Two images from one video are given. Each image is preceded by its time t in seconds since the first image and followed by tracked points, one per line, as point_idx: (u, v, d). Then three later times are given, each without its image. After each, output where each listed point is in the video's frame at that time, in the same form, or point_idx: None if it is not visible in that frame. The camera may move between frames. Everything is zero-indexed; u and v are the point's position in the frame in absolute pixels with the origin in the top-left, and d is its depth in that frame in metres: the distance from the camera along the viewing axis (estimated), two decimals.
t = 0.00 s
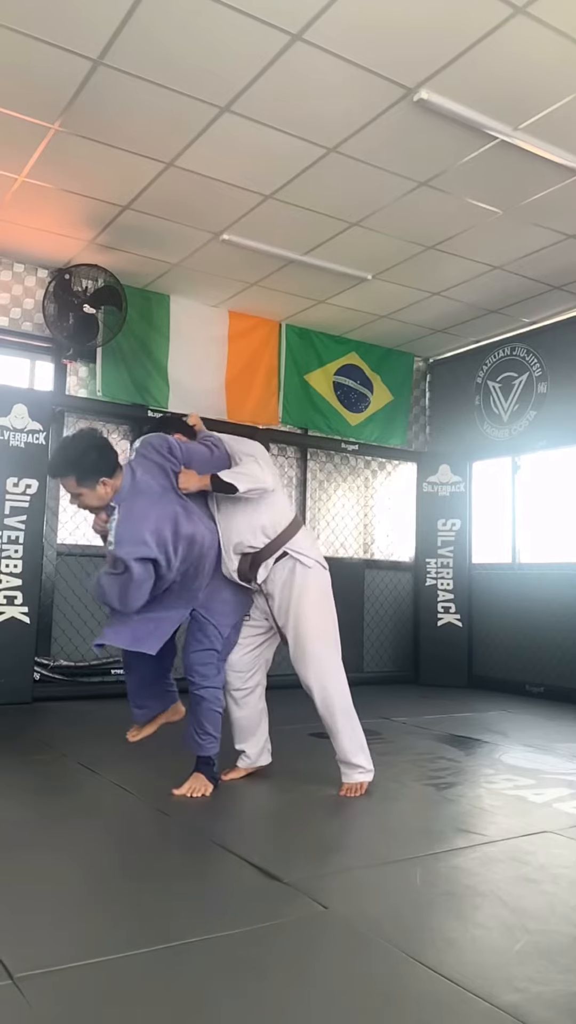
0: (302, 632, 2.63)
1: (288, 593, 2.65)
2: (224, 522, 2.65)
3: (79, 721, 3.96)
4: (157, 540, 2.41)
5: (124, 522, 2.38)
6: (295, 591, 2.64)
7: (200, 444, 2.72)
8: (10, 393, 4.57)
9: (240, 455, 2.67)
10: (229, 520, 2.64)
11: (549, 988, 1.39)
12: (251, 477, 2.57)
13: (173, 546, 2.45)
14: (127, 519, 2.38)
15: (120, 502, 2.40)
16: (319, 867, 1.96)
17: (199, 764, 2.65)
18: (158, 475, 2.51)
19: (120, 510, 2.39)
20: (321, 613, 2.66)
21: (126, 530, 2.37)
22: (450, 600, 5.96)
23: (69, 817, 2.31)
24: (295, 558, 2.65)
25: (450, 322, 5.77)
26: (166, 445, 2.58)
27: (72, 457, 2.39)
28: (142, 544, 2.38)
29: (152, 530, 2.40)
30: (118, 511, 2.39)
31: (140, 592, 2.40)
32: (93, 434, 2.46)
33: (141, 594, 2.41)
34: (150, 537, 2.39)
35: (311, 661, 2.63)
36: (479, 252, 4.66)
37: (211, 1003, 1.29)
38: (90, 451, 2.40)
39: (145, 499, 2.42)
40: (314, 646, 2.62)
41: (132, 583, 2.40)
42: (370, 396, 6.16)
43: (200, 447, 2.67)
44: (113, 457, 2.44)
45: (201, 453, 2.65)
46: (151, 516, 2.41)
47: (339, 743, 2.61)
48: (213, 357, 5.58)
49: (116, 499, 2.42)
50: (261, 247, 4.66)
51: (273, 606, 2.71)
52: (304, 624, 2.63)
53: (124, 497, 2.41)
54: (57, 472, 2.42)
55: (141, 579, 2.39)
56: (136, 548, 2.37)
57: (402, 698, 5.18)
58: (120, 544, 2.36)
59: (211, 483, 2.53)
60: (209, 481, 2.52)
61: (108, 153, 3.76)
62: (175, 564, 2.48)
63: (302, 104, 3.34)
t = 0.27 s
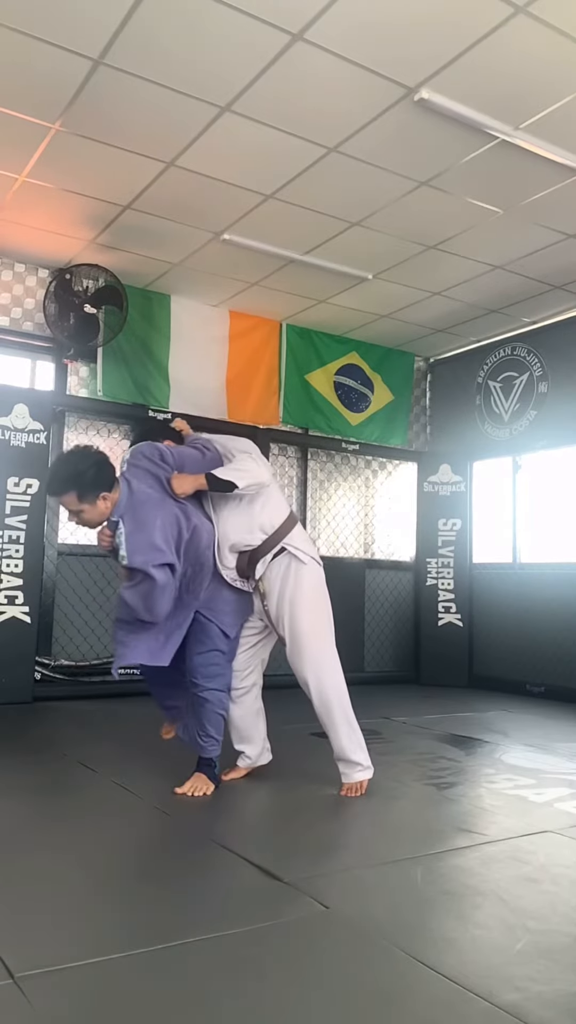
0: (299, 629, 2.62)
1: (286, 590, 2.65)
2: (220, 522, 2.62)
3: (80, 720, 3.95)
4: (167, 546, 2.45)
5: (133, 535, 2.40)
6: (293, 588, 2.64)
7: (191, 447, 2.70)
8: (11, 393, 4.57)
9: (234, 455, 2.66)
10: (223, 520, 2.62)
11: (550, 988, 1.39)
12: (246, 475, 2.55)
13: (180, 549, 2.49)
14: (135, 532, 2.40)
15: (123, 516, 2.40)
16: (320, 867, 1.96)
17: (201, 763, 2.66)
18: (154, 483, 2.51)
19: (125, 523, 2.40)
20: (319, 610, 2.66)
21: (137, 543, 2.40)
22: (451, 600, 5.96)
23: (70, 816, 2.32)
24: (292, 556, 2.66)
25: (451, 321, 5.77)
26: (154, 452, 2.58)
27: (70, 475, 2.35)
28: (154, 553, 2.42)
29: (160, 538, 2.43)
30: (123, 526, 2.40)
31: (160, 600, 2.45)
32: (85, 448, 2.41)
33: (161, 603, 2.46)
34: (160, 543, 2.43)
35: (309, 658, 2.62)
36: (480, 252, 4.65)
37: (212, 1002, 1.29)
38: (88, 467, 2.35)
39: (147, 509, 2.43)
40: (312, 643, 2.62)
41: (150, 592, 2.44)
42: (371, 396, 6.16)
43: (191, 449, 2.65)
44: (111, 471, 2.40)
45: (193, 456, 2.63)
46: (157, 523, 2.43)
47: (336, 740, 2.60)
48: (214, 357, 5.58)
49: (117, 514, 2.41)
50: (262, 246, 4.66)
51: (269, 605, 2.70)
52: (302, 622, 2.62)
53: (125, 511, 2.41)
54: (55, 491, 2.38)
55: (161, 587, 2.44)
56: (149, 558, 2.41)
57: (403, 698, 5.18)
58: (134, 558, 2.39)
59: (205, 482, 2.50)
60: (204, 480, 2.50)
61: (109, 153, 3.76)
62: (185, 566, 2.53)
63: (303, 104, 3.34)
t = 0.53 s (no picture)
0: (300, 623, 2.62)
1: (286, 584, 2.64)
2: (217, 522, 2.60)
3: (81, 720, 3.95)
4: (173, 548, 2.43)
5: (138, 545, 2.38)
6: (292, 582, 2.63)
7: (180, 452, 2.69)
8: (11, 392, 4.58)
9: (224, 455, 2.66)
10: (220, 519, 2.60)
11: (550, 988, 1.39)
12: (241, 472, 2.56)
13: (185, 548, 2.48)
14: (140, 542, 2.39)
15: (125, 530, 2.39)
16: (321, 867, 1.96)
17: (201, 764, 2.65)
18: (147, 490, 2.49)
19: (128, 536, 2.39)
20: (318, 606, 2.65)
21: (144, 552, 2.39)
22: (451, 600, 5.96)
23: (70, 816, 2.32)
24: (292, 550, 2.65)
25: (452, 321, 5.77)
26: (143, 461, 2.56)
27: (66, 492, 2.33)
28: (164, 557, 2.40)
29: (165, 542, 2.41)
30: (126, 540, 2.39)
31: (180, 601, 2.43)
32: (76, 465, 2.40)
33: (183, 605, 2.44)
34: (167, 546, 2.42)
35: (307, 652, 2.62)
36: (481, 251, 4.65)
37: (213, 1002, 1.29)
38: (83, 482, 2.34)
39: (146, 516, 2.41)
40: (311, 638, 2.61)
41: (170, 597, 2.42)
42: (371, 395, 6.16)
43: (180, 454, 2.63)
44: (107, 485, 2.39)
45: (184, 460, 2.62)
46: (159, 528, 2.41)
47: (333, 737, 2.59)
48: (214, 357, 5.58)
49: (118, 529, 2.41)
50: (262, 246, 4.66)
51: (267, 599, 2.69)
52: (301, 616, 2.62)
53: (124, 525, 2.40)
54: (51, 510, 2.35)
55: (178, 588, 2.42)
56: (159, 564, 2.39)
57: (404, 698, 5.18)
58: (145, 567, 2.38)
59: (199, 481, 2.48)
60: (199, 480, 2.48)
61: (109, 152, 3.76)
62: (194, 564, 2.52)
63: (304, 104, 3.34)
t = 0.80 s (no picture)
0: (303, 612, 2.66)
1: (287, 575, 2.67)
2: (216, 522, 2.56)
3: (82, 720, 3.96)
4: (180, 552, 2.42)
5: (144, 555, 2.36)
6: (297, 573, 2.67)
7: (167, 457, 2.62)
8: (13, 391, 4.58)
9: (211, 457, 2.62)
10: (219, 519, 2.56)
11: (552, 987, 1.39)
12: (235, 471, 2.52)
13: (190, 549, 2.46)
14: (145, 552, 2.36)
15: (127, 542, 2.36)
16: (323, 866, 1.96)
17: (202, 764, 2.65)
18: (143, 498, 2.45)
19: (132, 548, 2.36)
20: (321, 598, 2.70)
21: (150, 561, 2.36)
22: (453, 599, 5.97)
23: (72, 815, 2.32)
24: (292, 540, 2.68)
25: (453, 321, 5.76)
26: (134, 469, 2.50)
27: (64, 511, 2.28)
28: (172, 562, 2.39)
29: (169, 548, 2.40)
30: (129, 552, 2.36)
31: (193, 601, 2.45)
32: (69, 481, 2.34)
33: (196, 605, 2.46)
34: (173, 550, 2.40)
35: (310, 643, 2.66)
36: (482, 250, 4.64)
37: (215, 1001, 1.30)
38: (80, 500, 2.28)
39: (146, 525, 2.38)
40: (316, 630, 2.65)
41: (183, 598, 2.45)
42: (373, 395, 6.16)
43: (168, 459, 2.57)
44: (104, 500, 2.33)
45: (172, 465, 2.56)
46: (162, 534, 2.39)
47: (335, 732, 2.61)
48: (216, 356, 5.58)
49: (120, 540, 2.38)
50: (264, 246, 4.66)
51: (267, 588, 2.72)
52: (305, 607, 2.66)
53: (125, 537, 2.37)
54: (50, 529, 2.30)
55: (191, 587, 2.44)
56: (166, 571, 2.38)
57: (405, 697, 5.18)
58: (154, 576, 2.37)
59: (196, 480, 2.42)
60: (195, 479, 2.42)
61: (111, 152, 3.76)
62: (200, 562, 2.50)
63: (305, 103, 3.34)
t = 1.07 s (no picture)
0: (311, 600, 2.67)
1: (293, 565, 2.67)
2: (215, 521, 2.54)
3: (85, 719, 3.96)
4: (186, 553, 2.41)
5: (151, 561, 2.35)
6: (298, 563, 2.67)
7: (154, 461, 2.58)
8: (15, 391, 4.58)
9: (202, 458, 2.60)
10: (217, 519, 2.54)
11: (555, 987, 1.39)
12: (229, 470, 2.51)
13: (195, 548, 2.45)
14: (152, 558, 2.35)
15: (133, 552, 2.34)
16: (325, 865, 1.96)
17: (206, 763, 2.65)
18: (139, 504, 2.41)
19: (138, 556, 2.34)
20: (325, 586, 2.71)
21: (159, 567, 2.36)
22: (455, 599, 5.97)
23: (75, 814, 2.32)
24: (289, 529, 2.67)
25: (456, 319, 5.76)
26: (125, 477, 2.45)
27: (68, 528, 2.21)
28: (180, 564, 2.39)
29: (175, 551, 2.39)
30: (136, 561, 2.34)
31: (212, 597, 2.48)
32: (66, 497, 2.27)
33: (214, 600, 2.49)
34: (180, 552, 2.39)
35: (316, 633, 2.69)
36: (485, 249, 4.64)
37: (218, 1000, 1.30)
38: (83, 517, 2.22)
39: (148, 531, 2.36)
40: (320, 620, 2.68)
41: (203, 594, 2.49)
42: (375, 394, 6.16)
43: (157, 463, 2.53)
44: (106, 512, 2.27)
45: (162, 469, 2.52)
46: (165, 538, 2.38)
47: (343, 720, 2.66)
48: (218, 356, 5.58)
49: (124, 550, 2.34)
50: (266, 245, 4.66)
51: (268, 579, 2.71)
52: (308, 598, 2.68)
53: (129, 547, 2.34)
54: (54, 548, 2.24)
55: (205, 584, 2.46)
56: (175, 574, 2.38)
57: (408, 696, 5.18)
58: (166, 581, 2.38)
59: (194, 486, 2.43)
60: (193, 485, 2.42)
61: (113, 151, 3.76)
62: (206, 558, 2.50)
63: (307, 102, 3.34)
